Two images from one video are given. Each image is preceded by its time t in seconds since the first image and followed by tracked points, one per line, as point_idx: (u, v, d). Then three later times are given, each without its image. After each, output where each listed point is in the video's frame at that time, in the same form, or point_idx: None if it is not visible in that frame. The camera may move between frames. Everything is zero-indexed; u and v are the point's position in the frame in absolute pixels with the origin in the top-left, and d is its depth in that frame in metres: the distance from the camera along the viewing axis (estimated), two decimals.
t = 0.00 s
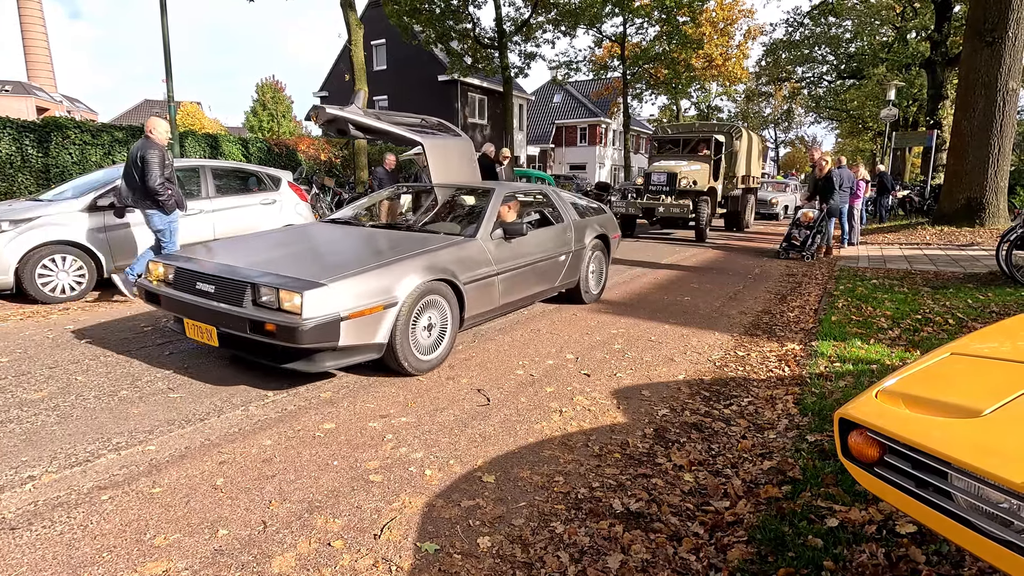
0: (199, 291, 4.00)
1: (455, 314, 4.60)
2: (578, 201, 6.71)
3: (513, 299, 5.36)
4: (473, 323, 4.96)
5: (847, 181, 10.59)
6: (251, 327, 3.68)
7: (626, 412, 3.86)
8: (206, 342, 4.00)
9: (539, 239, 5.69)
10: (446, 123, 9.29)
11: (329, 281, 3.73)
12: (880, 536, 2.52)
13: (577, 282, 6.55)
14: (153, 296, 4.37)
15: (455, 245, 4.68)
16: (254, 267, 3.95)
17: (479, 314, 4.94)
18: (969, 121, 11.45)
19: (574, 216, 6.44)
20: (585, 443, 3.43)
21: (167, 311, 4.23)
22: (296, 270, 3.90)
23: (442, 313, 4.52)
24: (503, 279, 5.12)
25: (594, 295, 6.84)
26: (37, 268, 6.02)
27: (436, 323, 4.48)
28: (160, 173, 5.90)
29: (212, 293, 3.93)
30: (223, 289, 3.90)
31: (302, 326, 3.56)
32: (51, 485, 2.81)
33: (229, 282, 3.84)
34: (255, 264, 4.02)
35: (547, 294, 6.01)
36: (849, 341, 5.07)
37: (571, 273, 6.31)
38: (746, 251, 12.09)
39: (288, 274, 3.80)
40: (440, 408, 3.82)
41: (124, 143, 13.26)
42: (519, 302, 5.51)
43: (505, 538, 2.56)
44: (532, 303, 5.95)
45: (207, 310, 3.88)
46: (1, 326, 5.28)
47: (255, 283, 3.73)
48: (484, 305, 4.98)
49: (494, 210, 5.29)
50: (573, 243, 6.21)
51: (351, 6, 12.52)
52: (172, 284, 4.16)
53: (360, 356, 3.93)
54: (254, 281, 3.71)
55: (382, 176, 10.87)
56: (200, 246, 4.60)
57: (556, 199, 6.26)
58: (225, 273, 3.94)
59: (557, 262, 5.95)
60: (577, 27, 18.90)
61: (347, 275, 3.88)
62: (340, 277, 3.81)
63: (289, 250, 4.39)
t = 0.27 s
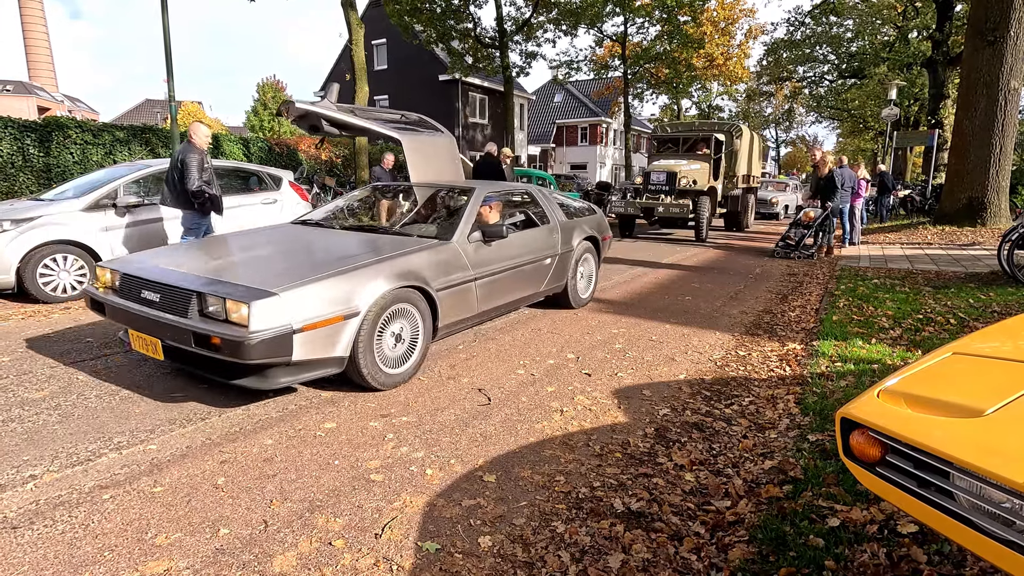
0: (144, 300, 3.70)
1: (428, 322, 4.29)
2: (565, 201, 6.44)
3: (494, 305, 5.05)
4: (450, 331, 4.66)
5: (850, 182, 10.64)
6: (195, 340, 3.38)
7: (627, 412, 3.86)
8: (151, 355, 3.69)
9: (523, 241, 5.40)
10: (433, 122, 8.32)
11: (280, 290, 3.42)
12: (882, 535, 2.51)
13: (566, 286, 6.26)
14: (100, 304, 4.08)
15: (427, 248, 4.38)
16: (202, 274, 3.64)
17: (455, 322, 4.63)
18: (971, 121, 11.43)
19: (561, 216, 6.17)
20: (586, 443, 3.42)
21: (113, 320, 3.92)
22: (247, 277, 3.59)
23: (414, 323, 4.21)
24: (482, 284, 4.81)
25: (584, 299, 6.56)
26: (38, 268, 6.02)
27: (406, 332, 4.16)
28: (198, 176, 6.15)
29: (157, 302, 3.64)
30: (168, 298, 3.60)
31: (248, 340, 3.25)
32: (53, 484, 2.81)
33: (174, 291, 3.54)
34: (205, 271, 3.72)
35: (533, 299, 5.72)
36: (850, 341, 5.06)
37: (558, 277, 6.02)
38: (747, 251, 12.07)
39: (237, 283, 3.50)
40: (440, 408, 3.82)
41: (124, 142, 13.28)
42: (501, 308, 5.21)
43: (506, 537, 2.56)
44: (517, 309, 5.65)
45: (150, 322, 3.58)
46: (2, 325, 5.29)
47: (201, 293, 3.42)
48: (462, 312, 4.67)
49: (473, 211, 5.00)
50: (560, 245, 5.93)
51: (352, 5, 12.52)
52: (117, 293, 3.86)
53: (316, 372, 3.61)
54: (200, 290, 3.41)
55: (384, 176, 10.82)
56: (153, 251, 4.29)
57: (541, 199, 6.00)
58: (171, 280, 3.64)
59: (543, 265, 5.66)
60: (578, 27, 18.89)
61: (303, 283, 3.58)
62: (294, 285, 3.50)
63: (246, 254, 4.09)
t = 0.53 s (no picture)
0: (87, 309, 3.43)
1: (398, 332, 4.01)
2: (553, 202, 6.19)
3: (474, 312, 4.79)
4: (425, 341, 4.39)
5: (851, 182, 10.67)
6: (138, 354, 3.12)
7: (627, 412, 3.85)
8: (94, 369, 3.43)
9: (506, 244, 5.14)
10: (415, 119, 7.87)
11: (230, 299, 3.15)
12: (883, 536, 2.51)
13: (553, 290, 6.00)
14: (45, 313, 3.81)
15: (400, 253, 4.11)
16: (147, 281, 3.37)
17: (430, 331, 4.36)
18: (971, 121, 11.43)
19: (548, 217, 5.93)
20: (586, 443, 3.42)
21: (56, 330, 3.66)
22: (195, 285, 3.32)
23: (382, 333, 3.93)
24: (460, 290, 4.55)
25: (572, 304, 6.32)
26: (39, 268, 6.01)
27: (374, 343, 3.89)
28: (228, 175, 6.38)
29: (100, 311, 3.38)
30: (112, 307, 3.33)
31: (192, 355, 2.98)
32: (53, 484, 2.82)
33: (118, 299, 3.27)
34: (153, 277, 3.45)
35: (517, 305, 5.46)
36: (851, 341, 5.06)
37: (544, 281, 5.76)
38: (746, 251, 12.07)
39: (185, 291, 3.23)
40: (441, 408, 3.82)
41: (125, 142, 13.29)
42: (481, 316, 4.94)
43: (506, 537, 2.56)
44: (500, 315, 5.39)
45: (92, 333, 3.31)
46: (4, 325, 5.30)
47: (144, 302, 3.16)
48: (437, 320, 4.40)
49: (451, 212, 4.74)
50: (546, 248, 5.67)
51: (352, 5, 12.51)
52: (59, 301, 3.59)
53: (272, 388, 3.35)
54: (143, 299, 3.14)
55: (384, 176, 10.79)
56: (106, 254, 4.02)
57: (526, 200, 5.75)
58: (116, 288, 3.37)
59: (527, 269, 5.40)
60: (579, 27, 18.87)
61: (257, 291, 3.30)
62: (246, 294, 3.23)
63: (202, 258, 3.81)
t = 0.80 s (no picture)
0: (12, 322, 3.16)
1: (361, 345, 3.71)
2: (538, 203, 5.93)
3: (449, 320, 4.50)
4: (393, 353, 4.11)
5: (852, 182, 10.68)
6: (58, 372, 2.85)
7: (629, 412, 3.85)
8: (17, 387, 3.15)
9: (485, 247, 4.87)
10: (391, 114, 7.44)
11: (159, 312, 2.85)
12: (885, 536, 2.51)
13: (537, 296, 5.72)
14: None
15: (363, 257, 3.84)
16: (75, 292, 3.09)
17: (399, 342, 4.07)
18: (973, 120, 11.40)
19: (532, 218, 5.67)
20: (587, 443, 3.42)
21: None
22: (126, 296, 3.03)
23: (342, 345, 3.62)
24: (432, 297, 4.27)
25: (560, 310, 6.03)
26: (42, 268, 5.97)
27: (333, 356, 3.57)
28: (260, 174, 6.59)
29: (24, 324, 3.10)
30: (35, 319, 3.05)
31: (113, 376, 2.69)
32: (56, 483, 2.82)
33: (41, 312, 3.00)
34: (83, 287, 3.16)
35: (498, 312, 5.17)
36: (853, 341, 5.06)
37: (527, 286, 5.48)
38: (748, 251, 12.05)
39: (112, 303, 2.94)
40: (442, 408, 3.82)
41: (127, 142, 13.30)
42: (456, 325, 4.66)
43: (508, 537, 2.56)
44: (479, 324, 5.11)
45: (13, 348, 3.04)
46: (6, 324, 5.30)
47: (66, 315, 2.88)
48: (407, 330, 4.11)
49: (424, 214, 4.48)
50: (529, 251, 5.39)
51: (354, 5, 12.51)
52: None
53: (211, 409, 3.05)
54: (65, 312, 2.86)
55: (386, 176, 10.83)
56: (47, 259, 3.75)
57: (509, 200, 5.48)
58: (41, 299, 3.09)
59: (508, 273, 5.12)
60: (580, 26, 18.86)
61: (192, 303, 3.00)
62: (179, 306, 2.93)
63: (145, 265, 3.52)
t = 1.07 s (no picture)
0: None
1: (313, 361, 3.38)
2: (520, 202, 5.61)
3: (418, 331, 4.18)
4: (355, 368, 3.79)
5: (851, 182, 10.70)
6: None
7: (629, 412, 3.85)
8: None
9: (461, 252, 4.54)
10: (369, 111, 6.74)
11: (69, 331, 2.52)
12: (885, 536, 2.51)
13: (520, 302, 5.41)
14: None
15: (318, 264, 3.52)
16: None
17: (359, 356, 3.75)
18: (972, 121, 11.42)
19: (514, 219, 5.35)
20: (587, 443, 3.42)
21: None
22: (40, 311, 2.72)
23: (291, 361, 3.30)
24: (398, 307, 3.95)
25: (545, 317, 5.74)
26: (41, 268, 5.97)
27: (280, 373, 3.25)
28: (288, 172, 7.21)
29: None
30: None
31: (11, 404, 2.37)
32: (55, 484, 2.82)
33: None
34: None
35: (475, 321, 4.86)
36: (853, 341, 5.06)
37: (508, 293, 5.15)
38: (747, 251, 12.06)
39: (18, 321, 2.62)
40: (442, 408, 3.82)
41: (127, 143, 13.30)
42: (428, 335, 4.33)
43: (508, 538, 2.56)
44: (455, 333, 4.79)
45: None
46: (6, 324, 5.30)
47: None
48: (369, 344, 3.79)
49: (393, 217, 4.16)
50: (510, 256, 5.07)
51: (353, 6, 12.51)
52: None
53: (136, 437, 2.73)
54: None
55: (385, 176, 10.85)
56: None
57: (489, 201, 5.15)
58: None
59: (486, 279, 4.79)
60: (579, 27, 18.87)
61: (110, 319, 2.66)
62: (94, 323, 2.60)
63: (77, 274, 3.22)
